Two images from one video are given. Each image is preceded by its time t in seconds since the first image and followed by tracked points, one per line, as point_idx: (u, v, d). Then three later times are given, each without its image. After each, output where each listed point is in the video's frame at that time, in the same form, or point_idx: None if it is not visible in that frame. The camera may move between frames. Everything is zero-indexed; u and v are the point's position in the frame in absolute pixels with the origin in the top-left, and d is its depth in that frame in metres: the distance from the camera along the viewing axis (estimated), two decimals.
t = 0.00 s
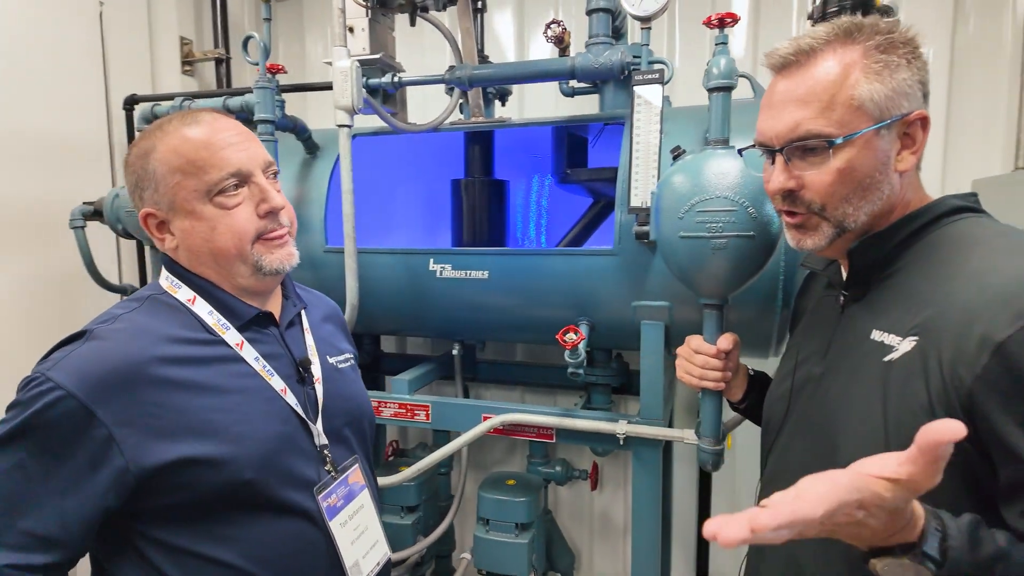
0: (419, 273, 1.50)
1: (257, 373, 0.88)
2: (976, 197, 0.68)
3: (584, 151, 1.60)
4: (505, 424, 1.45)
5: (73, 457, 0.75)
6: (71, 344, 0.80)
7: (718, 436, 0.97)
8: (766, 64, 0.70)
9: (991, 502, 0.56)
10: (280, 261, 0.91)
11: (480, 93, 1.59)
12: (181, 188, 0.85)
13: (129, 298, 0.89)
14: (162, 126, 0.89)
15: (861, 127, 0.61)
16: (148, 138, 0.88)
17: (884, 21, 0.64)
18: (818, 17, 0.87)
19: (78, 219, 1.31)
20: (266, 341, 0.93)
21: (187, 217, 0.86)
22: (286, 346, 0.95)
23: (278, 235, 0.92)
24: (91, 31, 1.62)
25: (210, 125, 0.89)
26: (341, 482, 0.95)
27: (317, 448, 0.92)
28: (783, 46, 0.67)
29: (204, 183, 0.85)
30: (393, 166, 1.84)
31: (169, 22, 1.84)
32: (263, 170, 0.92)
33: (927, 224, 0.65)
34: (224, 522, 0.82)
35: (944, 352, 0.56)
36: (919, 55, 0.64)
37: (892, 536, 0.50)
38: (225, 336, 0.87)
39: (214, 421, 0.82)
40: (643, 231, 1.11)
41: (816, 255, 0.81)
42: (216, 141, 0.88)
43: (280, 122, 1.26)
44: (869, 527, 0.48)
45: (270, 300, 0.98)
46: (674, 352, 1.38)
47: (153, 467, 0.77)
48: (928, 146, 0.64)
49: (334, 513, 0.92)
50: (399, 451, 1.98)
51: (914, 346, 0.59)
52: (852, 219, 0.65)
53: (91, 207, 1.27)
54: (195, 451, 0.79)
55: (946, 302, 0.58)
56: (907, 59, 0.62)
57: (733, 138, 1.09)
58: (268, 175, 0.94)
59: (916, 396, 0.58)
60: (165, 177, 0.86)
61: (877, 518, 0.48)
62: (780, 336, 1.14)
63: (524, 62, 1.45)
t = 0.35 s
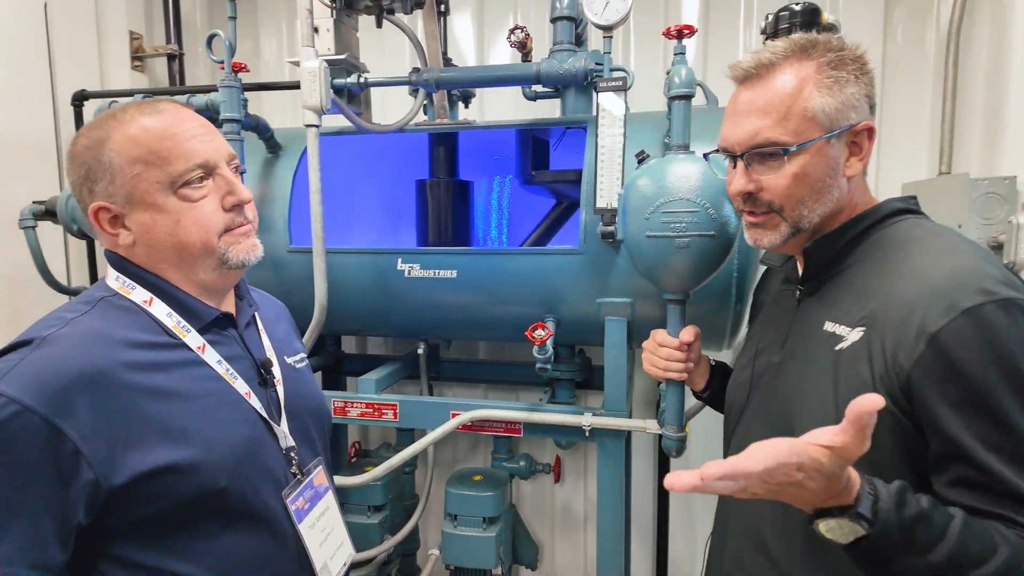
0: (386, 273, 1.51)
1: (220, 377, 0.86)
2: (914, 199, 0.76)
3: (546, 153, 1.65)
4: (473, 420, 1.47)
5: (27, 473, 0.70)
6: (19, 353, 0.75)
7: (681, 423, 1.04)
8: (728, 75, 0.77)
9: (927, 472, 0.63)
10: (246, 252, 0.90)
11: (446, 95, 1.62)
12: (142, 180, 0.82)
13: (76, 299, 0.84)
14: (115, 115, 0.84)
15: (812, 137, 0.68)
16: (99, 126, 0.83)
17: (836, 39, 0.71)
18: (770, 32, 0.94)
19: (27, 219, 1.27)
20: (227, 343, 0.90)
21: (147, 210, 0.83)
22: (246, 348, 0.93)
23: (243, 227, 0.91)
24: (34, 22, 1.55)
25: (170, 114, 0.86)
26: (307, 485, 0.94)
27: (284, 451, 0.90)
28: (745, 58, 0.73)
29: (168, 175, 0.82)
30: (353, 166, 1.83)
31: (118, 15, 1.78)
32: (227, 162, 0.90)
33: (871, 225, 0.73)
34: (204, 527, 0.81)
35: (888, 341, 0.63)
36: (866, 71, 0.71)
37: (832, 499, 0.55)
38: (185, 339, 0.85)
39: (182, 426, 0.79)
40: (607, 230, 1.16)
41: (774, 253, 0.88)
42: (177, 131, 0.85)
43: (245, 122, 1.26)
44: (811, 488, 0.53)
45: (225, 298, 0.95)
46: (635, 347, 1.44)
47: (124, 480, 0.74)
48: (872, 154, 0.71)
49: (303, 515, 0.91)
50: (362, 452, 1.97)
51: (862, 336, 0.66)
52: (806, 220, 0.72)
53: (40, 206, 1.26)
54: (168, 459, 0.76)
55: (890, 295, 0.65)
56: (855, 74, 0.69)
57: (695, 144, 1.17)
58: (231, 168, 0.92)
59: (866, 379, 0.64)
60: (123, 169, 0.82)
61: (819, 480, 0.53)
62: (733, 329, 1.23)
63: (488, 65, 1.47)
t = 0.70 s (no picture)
0: (365, 273, 1.52)
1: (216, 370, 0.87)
2: (874, 202, 0.82)
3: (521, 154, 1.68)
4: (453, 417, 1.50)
5: (41, 470, 0.70)
6: (25, 348, 0.75)
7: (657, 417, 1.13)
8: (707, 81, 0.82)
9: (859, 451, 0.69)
10: (240, 251, 0.91)
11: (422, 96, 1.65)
12: (138, 188, 0.82)
13: (76, 297, 0.83)
14: (108, 125, 0.85)
15: (782, 142, 0.73)
16: (95, 136, 0.84)
17: (808, 53, 0.76)
18: (739, 42, 0.99)
19: None
20: (222, 338, 0.92)
21: (143, 215, 0.83)
22: (240, 343, 0.95)
23: (237, 227, 0.91)
24: None
25: (163, 123, 0.86)
26: (297, 473, 0.94)
27: (274, 442, 0.91)
28: (723, 66, 0.78)
29: (164, 182, 0.83)
30: (327, 166, 1.83)
31: (82, 11, 1.74)
32: (219, 167, 0.91)
33: (837, 225, 0.79)
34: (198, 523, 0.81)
35: (848, 331, 0.69)
36: (834, 83, 0.76)
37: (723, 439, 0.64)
38: (185, 334, 0.86)
39: (185, 418, 0.80)
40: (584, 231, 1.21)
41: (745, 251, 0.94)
42: (170, 139, 0.85)
43: (223, 122, 1.25)
44: (707, 422, 0.63)
45: (219, 295, 0.96)
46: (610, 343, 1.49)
47: (130, 465, 0.74)
48: (839, 160, 0.77)
49: (292, 502, 0.91)
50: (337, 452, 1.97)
51: (825, 327, 0.72)
52: (774, 219, 0.77)
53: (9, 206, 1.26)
54: (169, 447, 0.77)
55: (849, 287, 0.71)
56: (824, 85, 0.75)
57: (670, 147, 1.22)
58: (223, 172, 0.93)
59: (826, 365, 0.70)
60: (120, 176, 0.82)
61: (713, 417, 0.62)
62: (702, 325, 1.29)
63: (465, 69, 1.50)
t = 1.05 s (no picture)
0: (360, 271, 1.53)
1: (227, 360, 0.89)
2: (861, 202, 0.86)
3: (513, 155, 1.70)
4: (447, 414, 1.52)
5: (68, 445, 0.73)
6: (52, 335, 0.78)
7: (650, 410, 1.18)
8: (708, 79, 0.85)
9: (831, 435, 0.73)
10: (253, 247, 0.92)
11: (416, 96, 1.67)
12: (160, 184, 0.85)
13: (102, 287, 0.86)
14: (135, 129, 0.88)
15: (774, 139, 0.77)
16: (122, 139, 0.87)
17: (803, 57, 0.79)
18: (729, 48, 1.02)
19: None
20: (234, 330, 0.94)
21: (164, 210, 0.85)
22: (252, 336, 0.96)
23: (251, 224, 0.93)
24: None
25: (185, 125, 0.89)
26: (297, 462, 0.96)
27: (277, 431, 0.93)
28: (723, 65, 0.81)
29: (183, 179, 0.85)
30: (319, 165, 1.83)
31: (71, 9, 1.73)
32: (234, 167, 0.93)
33: (824, 221, 0.83)
34: (205, 515, 0.83)
35: (830, 321, 0.72)
36: (828, 87, 0.80)
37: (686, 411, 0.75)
38: (199, 324, 0.88)
39: (200, 402, 0.82)
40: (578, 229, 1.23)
41: (736, 247, 0.97)
42: (190, 140, 0.88)
43: (219, 122, 1.26)
44: (673, 397, 0.75)
45: (235, 290, 0.98)
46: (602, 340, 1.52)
47: (150, 446, 0.77)
48: (827, 160, 0.81)
49: (292, 488, 0.93)
50: (330, 451, 1.97)
51: (808, 318, 0.75)
52: (763, 213, 0.81)
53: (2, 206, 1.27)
54: (184, 428, 0.79)
55: (832, 278, 0.75)
56: (817, 88, 0.78)
57: (662, 148, 1.25)
58: (238, 172, 0.95)
59: (807, 357, 0.74)
60: (144, 174, 0.85)
61: (677, 393, 0.74)
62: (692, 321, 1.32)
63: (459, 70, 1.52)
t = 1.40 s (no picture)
0: (365, 270, 1.54)
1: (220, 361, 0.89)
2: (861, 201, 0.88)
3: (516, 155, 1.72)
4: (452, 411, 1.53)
5: (68, 452, 0.73)
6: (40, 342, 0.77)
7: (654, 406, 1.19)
8: (710, 79, 0.87)
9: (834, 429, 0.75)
10: (240, 250, 0.93)
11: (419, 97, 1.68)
12: (149, 181, 0.84)
13: (85, 292, 0.86)
14: (125, 123, 0.87)
15: (775, 138, 0.79)
16: (111, 132, 0.86)
17: (804, 58, 0.81)
18: (732, 50, 1.05)
19: None
20: (223, 331, 0.94)
21: (153, 208, 0.85)
22: (241, 337, 0.97)
23: (240, 226, 0.94)
24: None
25: (176, 122, 0.89)
26: (297, 463, 0.97)
27: (274, 432, 0.93)
28: (725, 66, 0.83)
29: (175, 177, 0.85)
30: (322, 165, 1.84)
31: (74, 9, 1.73)
32: (225, 167, 0.93)
33: (826, 219, 0.84)
34: (208, 521, 0.83)
35: (832, 317, 0.74)
36: (828, 87, 0.81)
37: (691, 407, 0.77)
38: (187, 326, 0.88)
39: (195, 404, 0.82)
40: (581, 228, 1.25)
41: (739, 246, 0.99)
42: (182, 137, 0.88)
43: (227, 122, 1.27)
44: (679, 393, 0.77)
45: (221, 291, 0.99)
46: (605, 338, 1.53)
47: (149, 451, 0.77)
48: (828, 159, 0.82)
49: (293, 489, 0.94)
50: (333, 449, 1.98)
51: (811, 314, 0.77)
52: (764, 212, 0.83)
53: (10, 205, 1.27)
54: (180, 431, 0.79)
55: (834, 276, 0.76)
56: (817, 88, 0.80)
57: (666, 148, 1.26)
58: (228, 172, 0.95)
59: (810, 351, 0.75)
60: (133, 170, 0.84)
61: (683, 388, 0.76)
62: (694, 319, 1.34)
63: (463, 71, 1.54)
